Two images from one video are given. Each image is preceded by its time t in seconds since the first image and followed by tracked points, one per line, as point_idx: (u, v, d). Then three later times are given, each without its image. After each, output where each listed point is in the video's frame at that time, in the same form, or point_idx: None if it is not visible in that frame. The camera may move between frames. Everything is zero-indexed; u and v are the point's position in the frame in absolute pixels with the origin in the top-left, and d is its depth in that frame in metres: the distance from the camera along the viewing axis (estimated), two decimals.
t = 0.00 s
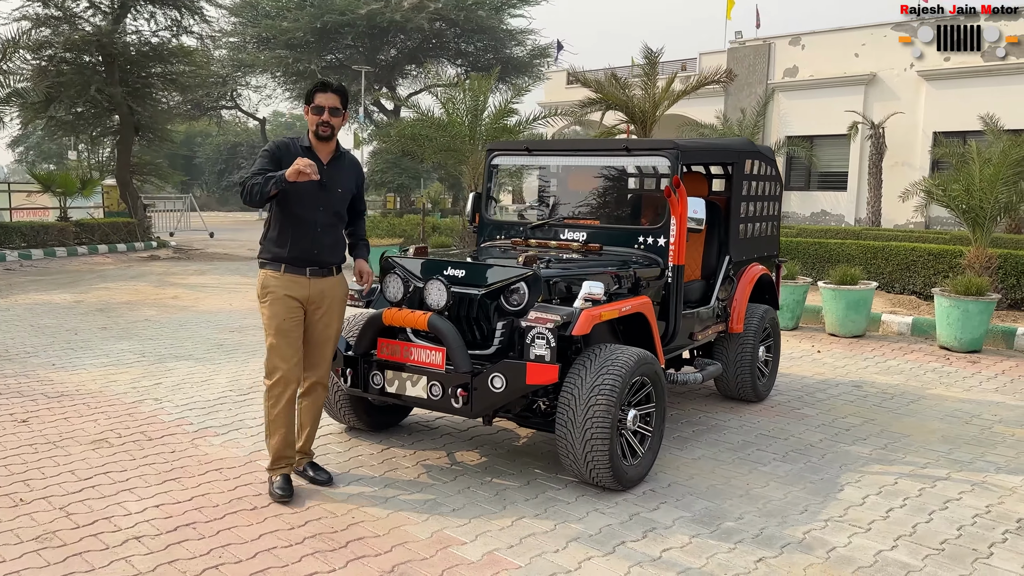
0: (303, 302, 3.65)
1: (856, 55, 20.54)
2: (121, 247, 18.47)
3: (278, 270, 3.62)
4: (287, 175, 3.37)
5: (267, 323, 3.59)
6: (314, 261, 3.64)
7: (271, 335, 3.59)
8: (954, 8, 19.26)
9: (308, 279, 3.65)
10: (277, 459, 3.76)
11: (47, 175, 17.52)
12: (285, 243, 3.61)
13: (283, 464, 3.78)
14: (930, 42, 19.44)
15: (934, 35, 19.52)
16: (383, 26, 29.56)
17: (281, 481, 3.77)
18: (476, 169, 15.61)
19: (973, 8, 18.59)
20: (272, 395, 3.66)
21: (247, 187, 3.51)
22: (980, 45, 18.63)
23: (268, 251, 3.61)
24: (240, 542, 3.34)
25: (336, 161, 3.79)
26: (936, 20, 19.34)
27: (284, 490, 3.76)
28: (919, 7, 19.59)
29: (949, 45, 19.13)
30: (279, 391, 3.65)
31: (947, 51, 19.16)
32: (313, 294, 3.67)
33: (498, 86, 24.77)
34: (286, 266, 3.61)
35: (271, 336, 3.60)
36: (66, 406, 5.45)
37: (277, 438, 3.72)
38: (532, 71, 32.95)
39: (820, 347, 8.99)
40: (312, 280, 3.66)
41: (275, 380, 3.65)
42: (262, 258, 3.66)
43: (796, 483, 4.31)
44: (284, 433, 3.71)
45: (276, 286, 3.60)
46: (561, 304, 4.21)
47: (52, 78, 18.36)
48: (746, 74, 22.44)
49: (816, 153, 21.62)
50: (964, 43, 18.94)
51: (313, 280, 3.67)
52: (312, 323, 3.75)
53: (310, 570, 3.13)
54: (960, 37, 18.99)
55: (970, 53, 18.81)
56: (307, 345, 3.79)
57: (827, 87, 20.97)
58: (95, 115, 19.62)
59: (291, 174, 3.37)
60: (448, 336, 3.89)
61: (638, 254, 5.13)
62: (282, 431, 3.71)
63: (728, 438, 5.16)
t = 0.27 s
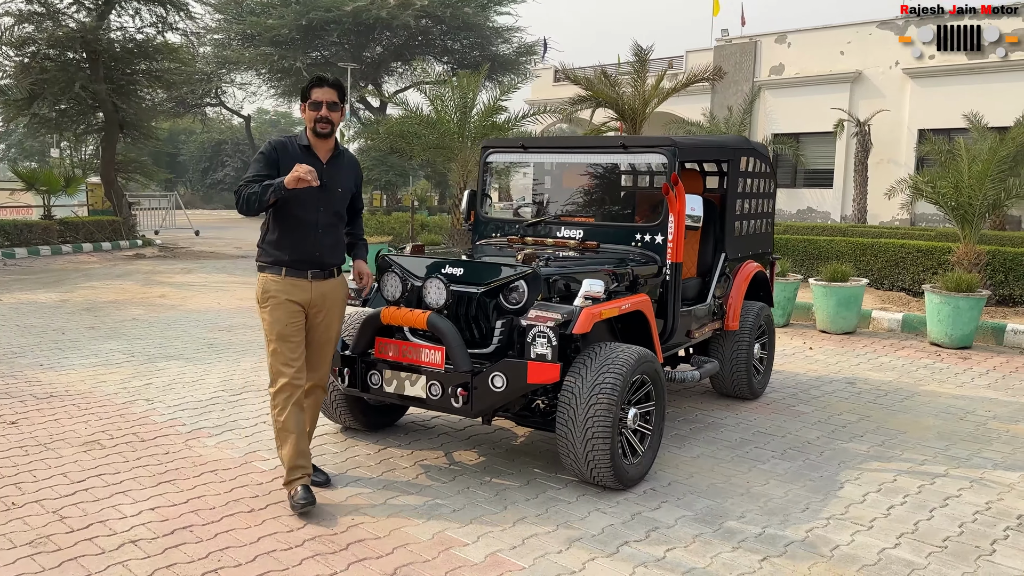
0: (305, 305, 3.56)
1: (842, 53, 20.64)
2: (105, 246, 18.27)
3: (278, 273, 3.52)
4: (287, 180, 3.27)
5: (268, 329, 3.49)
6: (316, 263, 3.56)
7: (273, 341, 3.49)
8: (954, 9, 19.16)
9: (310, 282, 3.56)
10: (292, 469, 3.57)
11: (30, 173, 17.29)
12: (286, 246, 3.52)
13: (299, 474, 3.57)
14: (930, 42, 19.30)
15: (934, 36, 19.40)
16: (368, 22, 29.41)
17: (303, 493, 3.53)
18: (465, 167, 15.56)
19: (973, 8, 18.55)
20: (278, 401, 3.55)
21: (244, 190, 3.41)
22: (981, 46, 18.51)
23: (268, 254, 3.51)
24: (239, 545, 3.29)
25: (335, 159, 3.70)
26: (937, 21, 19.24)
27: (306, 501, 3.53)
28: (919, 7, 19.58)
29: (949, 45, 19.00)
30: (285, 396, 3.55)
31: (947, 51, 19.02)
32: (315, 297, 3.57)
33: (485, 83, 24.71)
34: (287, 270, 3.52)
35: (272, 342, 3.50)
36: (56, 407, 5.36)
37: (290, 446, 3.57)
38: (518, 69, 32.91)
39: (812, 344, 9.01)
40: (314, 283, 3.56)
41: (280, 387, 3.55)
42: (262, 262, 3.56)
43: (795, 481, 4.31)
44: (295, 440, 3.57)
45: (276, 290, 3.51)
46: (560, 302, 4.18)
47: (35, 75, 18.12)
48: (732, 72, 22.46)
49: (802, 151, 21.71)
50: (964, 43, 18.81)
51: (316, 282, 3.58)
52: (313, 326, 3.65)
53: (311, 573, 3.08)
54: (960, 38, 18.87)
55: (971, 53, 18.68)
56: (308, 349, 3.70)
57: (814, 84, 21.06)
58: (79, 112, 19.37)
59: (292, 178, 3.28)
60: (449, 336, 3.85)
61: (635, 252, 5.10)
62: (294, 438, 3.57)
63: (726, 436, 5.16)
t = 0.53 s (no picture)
0: (306, 311, 3.46)
1: (829, 52, 20.72)
2: (92, 246, 18.09)
3: (278, 278, 3.42)
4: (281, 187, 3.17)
5: (269, 337, 3.39)
6: (318, 267, 3.46)
7: (274, 350, 3.40)
8: (954, 9, 19.07)
9: (312, 288, 3.46)
10: (294, 480, 3.51)
11: (15, 173, 17.09)
12: (285, 251, 3.42)
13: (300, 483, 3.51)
14: (930, 42, 19.19)
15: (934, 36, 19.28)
16: (356, 21, 29.29)
17: (303, 505, 3.49)
18: (455, 166, 15.51)
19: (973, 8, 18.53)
20: (278, 411, 3.47)
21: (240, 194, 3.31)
22: (981, 45, 18.43)
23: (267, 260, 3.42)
24: (238, 551, 3.23)
25: (331, 156, 3.60)
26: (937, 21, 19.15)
27: (307, 513, 3.48)
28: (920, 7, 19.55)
29: (949, 45, 18.89)
30: (286, 407, 3.47)
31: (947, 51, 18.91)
32: (316, 303, 3.48)
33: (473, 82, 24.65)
34: (288, 274, 3.42)
35: (273, 350, 3.40)
36: (46, 410, 5.26)
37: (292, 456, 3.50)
38: (506, 68, 32.87)
39: (806, 343, 9.02)
40: (315, 289, 3.47)
41: (280, 397, 3.46)
42: (261, 268, 3.46)
43: (796, 481, 4.29)
44: (297, 450, 3.50)
45: (276, 297, 3.41)
46: (561, 302, 4.14)
47: (20, 74, 17.90)
48: (721, 71, 22.49)
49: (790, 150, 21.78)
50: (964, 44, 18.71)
51: (317, 288, 3.48)
52: (314, 332, 3.56)
53: None
54: (959, 38, 18.77)
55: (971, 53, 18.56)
56: (309, 355, 3.61)
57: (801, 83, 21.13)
58: (65, 111, 19.16)
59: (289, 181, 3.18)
60: (449, 337, 3.80)
61: (633, 251, 5.06)
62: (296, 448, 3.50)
63: (725, 436, 5.13)
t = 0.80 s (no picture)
0: (309, 319, 3.36)
1: (818, 52, 20.80)
2: (78, 248, 17.87)
3: (279, 284, 3.32)
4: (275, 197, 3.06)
5: (270, 347, 3.28)
6: (319, 271, 3.36)
7: (274, 361, 3.30)
8: (955, 8, 18.97)
9: (314, 293, 3.36)
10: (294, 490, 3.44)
11: None
12: (285, 256, 3.31)
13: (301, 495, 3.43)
14: (930, 42, 19.09)
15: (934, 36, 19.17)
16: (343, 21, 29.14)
17: (303, 515, 3.42)
18: (445, 167, 15.43)
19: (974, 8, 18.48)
20: (279, 423, 3.37)
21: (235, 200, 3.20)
22: (981, 45, 18.37)
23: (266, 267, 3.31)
24: (239, 562, 3.15)
25: (328, 152, 3.48)
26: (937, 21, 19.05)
27: (307, 524, 3.41)
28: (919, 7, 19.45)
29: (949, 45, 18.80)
30: (288, 418, 3.38)
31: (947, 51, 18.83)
32: (319, 310, 3.38)
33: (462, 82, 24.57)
34: (288, 280, 3.32)
35: (274, 361, 3.30)
36: (36, 417, 5.16)
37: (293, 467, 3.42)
38: (494, 68, 32.82)
39: (801, 343, 9.02)
40: (318, 295, 3.36)
41: (281, 409, 3.37)
42: (260, 275, 3.36)
43: (801, 485, 4.26)
44: (298, 462, 3.42)
45: (278, 304, 3.30)
46: (564, 306, 4.08)
47: (5, 74, 17.67)
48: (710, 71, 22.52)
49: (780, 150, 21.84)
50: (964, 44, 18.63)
51: (320, 293, 3.38)
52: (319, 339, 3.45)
53: None
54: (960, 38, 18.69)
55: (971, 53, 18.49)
56: (314, 362, 3.51)
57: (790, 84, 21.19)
58: (50, 111, 18.93)
59: (286, 187, 3.07)
60: (452, 343, 3.73)
61: (635, 254, 5.01)
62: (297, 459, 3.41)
63: (727, 439, 5.09)
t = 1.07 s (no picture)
0: (313, 327, 3.25)
1: (806, 53, 20.86)
2: (64, 251, 17.65)
3: (281, 293, 3.23)
4: (274, 204, 2.95)
5: (271, 356, 3.21)
6: (322, 277, 3.26)
7: (277, 370, 3.22)
8: (954, 8, 18.97)
9: (319, 300, 3.26)
10: (297, 501, 3.36)
11: None
12: (286, 264, 3.21)
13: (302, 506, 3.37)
14: (930, 41, 18.98)
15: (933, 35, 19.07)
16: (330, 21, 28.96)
17: (304, 527, 3.34)
18: (435, 168, 15.36)
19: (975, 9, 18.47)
20: (283, 434, 3.29)
21: (233, 207, 3.10)
22: (981, 45, 18.37)
23: (267, 275, 3.22)
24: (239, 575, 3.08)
25: (330, 155, 3.37)
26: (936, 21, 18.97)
27: (308, 536, 3.32)
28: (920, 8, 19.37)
29: (948, 45, 18.74)
30: (291, 429, 3.30)
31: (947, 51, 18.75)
32: (324, 318, 3.27)
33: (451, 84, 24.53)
34: (291, 288, 3.22)
35: (276, 370, 3.23)
36: (25, 425, 5.04)
37: (298, 479, 3.34)
38: (481, 69, 32.74)
39: (796, 345, 9.01)
40: (322, 301, 3.26)
41: (285, 419, 3.29)
42: (262, 283, 3.27)
43: (807, 491, 4.22)
44: (301, 473, 3.33)
45: (282, 313, 3.22)
46: (569, 309, 4.01)
47: None
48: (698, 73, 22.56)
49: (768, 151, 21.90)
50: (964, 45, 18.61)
51: (324, 301, 3.27)
52: (327, 348, 3.34)
53: None
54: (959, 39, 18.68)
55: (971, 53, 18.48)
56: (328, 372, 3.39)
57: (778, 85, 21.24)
58: (34, 112, 18.69)
59: (284, 195, 2.96)
60: (454, 348, 3.66)
61: (636, 256, 4.96)
62: (300, 470, 3.33)
63: (729, 444, 5.05)
